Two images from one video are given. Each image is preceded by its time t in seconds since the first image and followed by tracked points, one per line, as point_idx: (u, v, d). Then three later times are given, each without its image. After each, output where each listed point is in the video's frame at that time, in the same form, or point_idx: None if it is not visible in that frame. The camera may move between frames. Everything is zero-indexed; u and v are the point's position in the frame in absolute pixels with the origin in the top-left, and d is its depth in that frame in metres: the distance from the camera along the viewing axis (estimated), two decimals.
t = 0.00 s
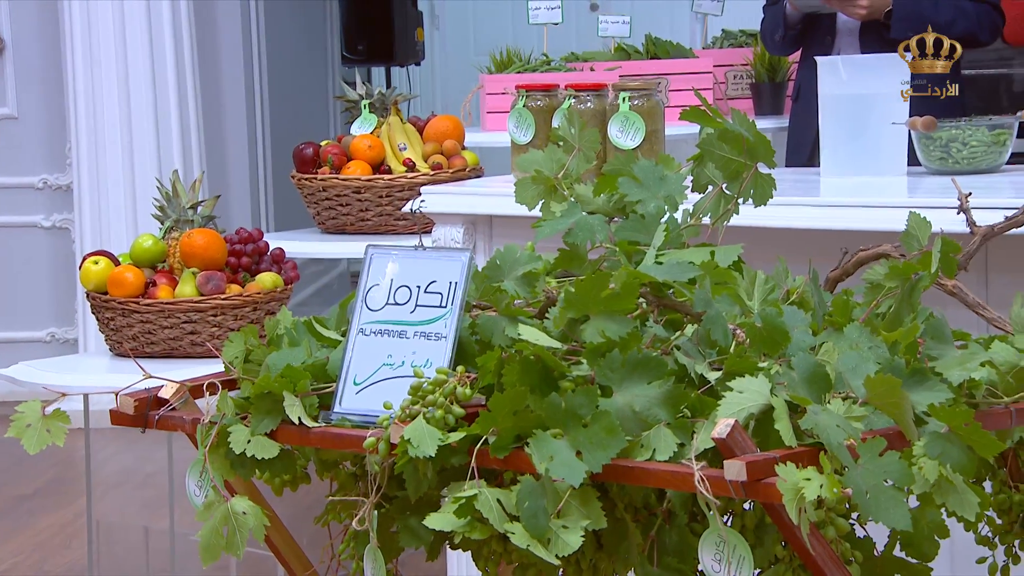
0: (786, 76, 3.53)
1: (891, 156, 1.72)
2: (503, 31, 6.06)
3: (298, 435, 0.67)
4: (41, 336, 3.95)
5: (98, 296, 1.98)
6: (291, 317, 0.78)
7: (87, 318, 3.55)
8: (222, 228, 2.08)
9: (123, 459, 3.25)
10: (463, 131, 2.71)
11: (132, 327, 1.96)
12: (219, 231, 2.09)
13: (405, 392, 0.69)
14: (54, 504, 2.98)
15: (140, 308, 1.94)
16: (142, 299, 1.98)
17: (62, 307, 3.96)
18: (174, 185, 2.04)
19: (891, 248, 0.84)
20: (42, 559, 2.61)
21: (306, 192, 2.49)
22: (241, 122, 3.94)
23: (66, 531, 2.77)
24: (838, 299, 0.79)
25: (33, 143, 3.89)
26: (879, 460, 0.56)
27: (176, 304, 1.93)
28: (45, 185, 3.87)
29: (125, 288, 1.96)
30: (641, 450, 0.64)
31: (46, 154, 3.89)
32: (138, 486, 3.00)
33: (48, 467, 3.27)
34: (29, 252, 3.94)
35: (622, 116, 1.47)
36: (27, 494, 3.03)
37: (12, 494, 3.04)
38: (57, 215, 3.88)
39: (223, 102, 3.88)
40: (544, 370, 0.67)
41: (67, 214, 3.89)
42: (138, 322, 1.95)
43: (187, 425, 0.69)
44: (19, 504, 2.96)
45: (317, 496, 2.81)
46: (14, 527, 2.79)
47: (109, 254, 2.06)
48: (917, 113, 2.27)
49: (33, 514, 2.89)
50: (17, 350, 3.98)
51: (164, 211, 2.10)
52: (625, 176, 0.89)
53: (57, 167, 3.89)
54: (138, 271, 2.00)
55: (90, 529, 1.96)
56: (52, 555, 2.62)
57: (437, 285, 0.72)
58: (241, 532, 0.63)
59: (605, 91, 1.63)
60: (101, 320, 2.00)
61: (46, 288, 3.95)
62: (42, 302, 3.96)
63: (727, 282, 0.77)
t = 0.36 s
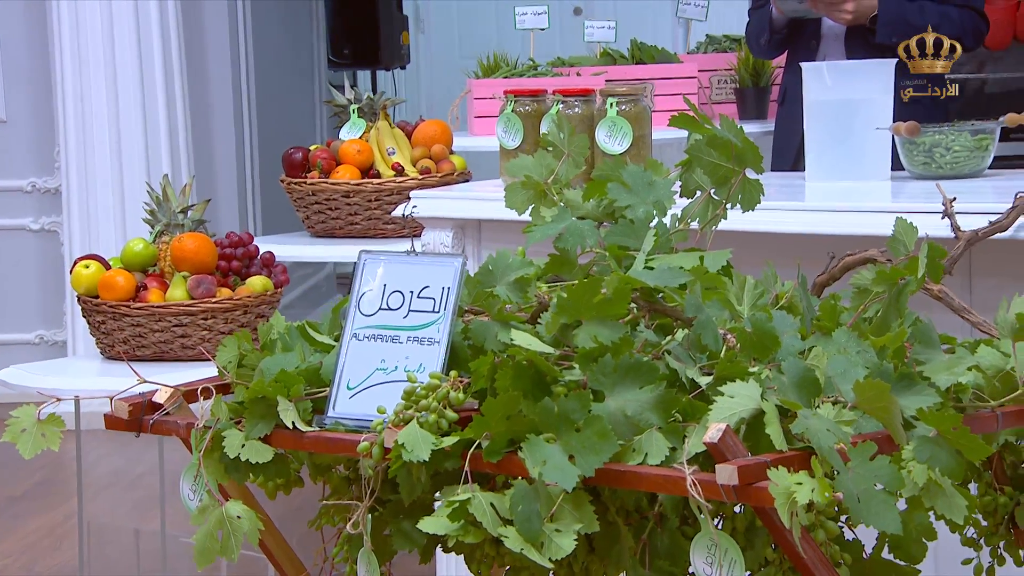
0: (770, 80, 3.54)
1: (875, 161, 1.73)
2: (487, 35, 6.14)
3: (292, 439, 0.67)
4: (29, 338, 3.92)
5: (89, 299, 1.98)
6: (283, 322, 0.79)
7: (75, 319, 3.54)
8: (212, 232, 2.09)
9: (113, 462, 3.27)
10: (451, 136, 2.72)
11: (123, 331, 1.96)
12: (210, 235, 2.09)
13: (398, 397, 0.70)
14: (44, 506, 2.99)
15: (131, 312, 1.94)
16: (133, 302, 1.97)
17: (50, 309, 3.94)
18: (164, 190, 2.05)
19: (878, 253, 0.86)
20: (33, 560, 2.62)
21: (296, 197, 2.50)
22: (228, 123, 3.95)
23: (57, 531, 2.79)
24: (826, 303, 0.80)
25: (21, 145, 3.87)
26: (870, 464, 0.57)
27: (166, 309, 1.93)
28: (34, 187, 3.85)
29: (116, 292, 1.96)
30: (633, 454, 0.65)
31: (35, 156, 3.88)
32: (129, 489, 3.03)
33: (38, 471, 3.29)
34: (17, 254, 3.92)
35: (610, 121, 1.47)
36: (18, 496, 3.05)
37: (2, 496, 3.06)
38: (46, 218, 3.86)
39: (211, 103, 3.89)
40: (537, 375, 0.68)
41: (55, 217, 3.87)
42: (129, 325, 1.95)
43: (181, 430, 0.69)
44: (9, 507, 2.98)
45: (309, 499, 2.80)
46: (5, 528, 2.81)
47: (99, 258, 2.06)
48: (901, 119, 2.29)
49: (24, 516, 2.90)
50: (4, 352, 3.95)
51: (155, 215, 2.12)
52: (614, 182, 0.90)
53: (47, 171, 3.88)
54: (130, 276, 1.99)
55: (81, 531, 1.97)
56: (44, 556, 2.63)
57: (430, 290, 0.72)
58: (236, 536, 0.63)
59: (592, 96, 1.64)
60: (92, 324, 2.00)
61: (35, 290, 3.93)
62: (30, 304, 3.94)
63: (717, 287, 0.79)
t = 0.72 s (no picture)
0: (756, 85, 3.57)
1: (861, 165, 1.75)
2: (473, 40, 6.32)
3: (287, 444, 0.67)
4: (19, 341, 3.91)
5: (82, 302, 1.99)
6: (278, 327, 0.79)
7: (66, 321, 3.53)
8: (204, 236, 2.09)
9: (105, 462, 3.29)
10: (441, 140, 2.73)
11: (115, 334, 1.96)
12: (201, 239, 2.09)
13: (393, 402, 0.70)
14: (35, 507, 3.00)
15: (124, 316, 1.94)
16: (126, 306, 1.98)
17: (41, 311, 3.92)
18: (156, 194, 2.05)
19: (865, 259, 0.88)
20: (25, 562, 2.62)
21: (286, 201, 2.51)
22: (217, 124, 3.97)
23: (51, 532, 2.80)
24: (814, 308, 0.82)
25: (11, 149, 3.85)
26: (861, 468, 0.57)
27: (159, 312, 1.93)
28: (23, 191, 3.83)
29: (107, 296, 1.97)
30: (626, 459, 0.65)
31: (25, 159, 3.85)
32: (123, 490, 3.05)
33: (29, 471, 3.30)
34: (7, 257, 3.91)
35: (599, 125, 1.51)
36: (10, 497, 3.07)
37: None
38: (36, 221, 3.85)
39: (200, 105, 3.90)
40: (530, 379, 0.68)
41: (45, 220, 3.86)
42: (121, 329, 1.95)
43: (176, 434, 0.70)
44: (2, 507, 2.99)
45: (303, 503, 2.78)
46: None
47: (92, 262, 2.07)
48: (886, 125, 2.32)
49: (16, 517, 2.91)
50: None
51: (147, 219, 2.13)
52: (604, 187, 0.90)
53: (36, 174, 3.85)
54: (122, 280, 2.00)
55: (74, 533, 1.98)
56: (38, 556, 2.64)
57: (424, 296, 0.73)
58: (231, 540, 0.64)
59: (581, 102, 1.65)
60: (84, 327, 2.00)
61: (25, 293, 3.92)
62: (20, 306, 3.92)
63: (707, 291, 0.79)
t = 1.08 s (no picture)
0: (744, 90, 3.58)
1: (850, 169, 1.76)
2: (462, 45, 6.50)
3: (285, 448, 0.68)
4: (12, 343, 3.91)
5: (77, 307, 2.00)
6: (274, 332, 0.79)
7: (58, 323, 3.51)
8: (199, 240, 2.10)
9: (100, 463, 3.31)
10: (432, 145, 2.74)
11: (111, 338, 1.99)
12: (195, 243, 2.11)
13: (389, 407, 0.71)
14: (29, 509, 3.00)
15: (119, 320, 1.97)
16: (120, 310, 2.01)
17: (35, 314, 3.93)
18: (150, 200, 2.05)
19: (855, 264, 0.90)
20: (18, 564, 2.62)
21: (279, 206, 2.52)
22: (209, 124, 3.95)
23: (43, 534, 2.80)
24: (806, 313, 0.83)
25: (6, 152, 3.82)
26: (855, 474, 0.59)
27: (154, 316, 1.97)
28: (16, 195, 3.83)
29: (103, 300, 1.99)
30: (621, 463, 0.66)
31: (18, 162, 3.83)
32: (118, 491, 3.06)
33: (21, 474, 3.29)
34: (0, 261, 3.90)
35: (592, 131, 1.53)
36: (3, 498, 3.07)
37: None
38: (29, 224, 3.85)
39: (192, 105, 3.89)
40: (526, 385, 0.69)
41: (38, 224, 3.85)
42: (116, 332, 1.98)
43: (174, 439, 0.70)
44: None
45: (301, 508, 2.75)
46: None
47: (86, 266, 2.07)
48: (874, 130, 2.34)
49: (10, 519, 2.91)
50: None
51: (141, 223, 2.11)
52: (596, 193, 0.91)
53: (30, 177, 3.84)
54: (116, 283, 2.03)
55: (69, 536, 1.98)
56: (30, 558, 2.64)
57: (420, 301, 0.73)
58: (229, 544, 0.64)
59: (573, 108, 1.67)
60: (79, 331, 2.02)
61: (18, 296, 3.91)
62: (13, 309, 3.92)
63: (700, 296, 0.80)
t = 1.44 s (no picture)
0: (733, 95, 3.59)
1: (837, 174, 1.79)
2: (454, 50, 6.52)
3: (284, 454, 0.69)
4: (6, 345, 3.90)
5: (73, 311, 2.06)
6: (272, 338, 0.80)
7: (53, 325, 3.49)
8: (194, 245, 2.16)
9: (94, 464, 3.32)
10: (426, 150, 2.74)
11: (107, 342, 2.03)
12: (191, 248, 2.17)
13: (387, 413, 0.71)
14: (25, 509, 3.01)
15: (115, 324, 2.02)
16: (117, 314, 2.05)
17: (29, 317, 3.92)
18: (147, 204, 2.11)
19: (847, 270, 0.90)
20: (14, 566, 2.62)
21: (274, 210, 2.53)
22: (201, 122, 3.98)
23: (40, 536, 2.80)
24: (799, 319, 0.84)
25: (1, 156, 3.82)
26: (849, 480, 0.59)
27: (149, 320, 2.01)
28: (11, 199, 3.83)
29: (100, 304, 2.03)
30: (617, 469, 0.67)
31: (12, 166, 3.83)
32: (114, 493, 3.07)
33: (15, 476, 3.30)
34: None
35: (583, 137, 1.55)
36: None
37: None
38: (24, 227, 3.85)
39: (185, 105, 3.90)
40: (523, 391, 0.70)
41: (33, 227, 3.86)
42: (113, 336, 2.03)
43: (173, 444, 0.71)
44: None
45: (297, 513, 2.75)
46: None
47: (84, 270, 2.12)
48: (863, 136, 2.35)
49: (6, 519, 2.92)
50: None
51: (137, 228, 2.18)
52: (590, 200, 0.91)
53: (25, 181, 3.84)
54: (113, 288, 2.07)
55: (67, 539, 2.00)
56: (26, 560, 2.64)
57: (417, 308, 0.74)
58: (229, 549, 0.65)
59: (566, 114, 1.69)
60: (75, 335, 2.08)
61: (13, 299, 3.90)
62: (8, 313, 3.90)
63: (694, 303, 0.81)
